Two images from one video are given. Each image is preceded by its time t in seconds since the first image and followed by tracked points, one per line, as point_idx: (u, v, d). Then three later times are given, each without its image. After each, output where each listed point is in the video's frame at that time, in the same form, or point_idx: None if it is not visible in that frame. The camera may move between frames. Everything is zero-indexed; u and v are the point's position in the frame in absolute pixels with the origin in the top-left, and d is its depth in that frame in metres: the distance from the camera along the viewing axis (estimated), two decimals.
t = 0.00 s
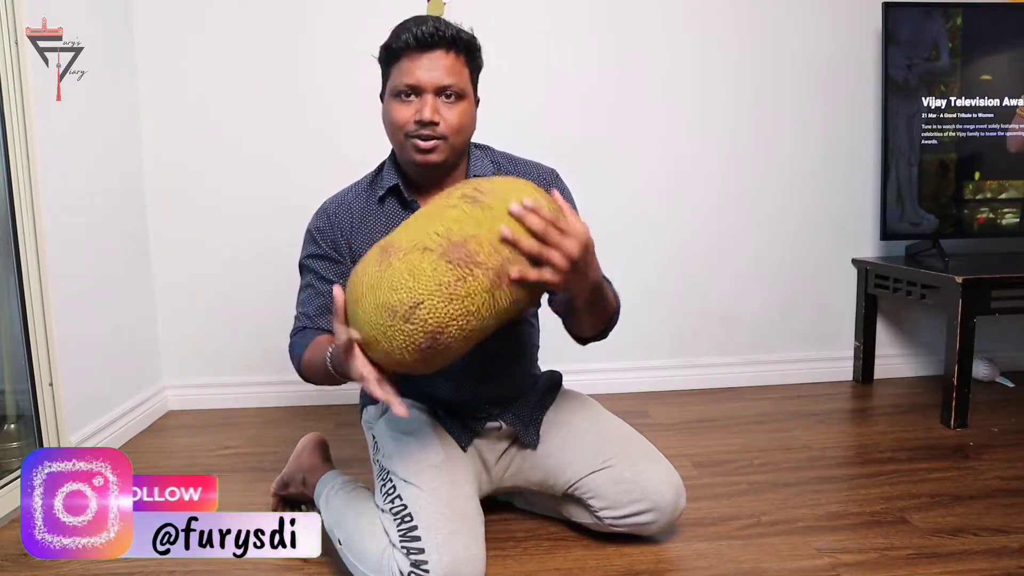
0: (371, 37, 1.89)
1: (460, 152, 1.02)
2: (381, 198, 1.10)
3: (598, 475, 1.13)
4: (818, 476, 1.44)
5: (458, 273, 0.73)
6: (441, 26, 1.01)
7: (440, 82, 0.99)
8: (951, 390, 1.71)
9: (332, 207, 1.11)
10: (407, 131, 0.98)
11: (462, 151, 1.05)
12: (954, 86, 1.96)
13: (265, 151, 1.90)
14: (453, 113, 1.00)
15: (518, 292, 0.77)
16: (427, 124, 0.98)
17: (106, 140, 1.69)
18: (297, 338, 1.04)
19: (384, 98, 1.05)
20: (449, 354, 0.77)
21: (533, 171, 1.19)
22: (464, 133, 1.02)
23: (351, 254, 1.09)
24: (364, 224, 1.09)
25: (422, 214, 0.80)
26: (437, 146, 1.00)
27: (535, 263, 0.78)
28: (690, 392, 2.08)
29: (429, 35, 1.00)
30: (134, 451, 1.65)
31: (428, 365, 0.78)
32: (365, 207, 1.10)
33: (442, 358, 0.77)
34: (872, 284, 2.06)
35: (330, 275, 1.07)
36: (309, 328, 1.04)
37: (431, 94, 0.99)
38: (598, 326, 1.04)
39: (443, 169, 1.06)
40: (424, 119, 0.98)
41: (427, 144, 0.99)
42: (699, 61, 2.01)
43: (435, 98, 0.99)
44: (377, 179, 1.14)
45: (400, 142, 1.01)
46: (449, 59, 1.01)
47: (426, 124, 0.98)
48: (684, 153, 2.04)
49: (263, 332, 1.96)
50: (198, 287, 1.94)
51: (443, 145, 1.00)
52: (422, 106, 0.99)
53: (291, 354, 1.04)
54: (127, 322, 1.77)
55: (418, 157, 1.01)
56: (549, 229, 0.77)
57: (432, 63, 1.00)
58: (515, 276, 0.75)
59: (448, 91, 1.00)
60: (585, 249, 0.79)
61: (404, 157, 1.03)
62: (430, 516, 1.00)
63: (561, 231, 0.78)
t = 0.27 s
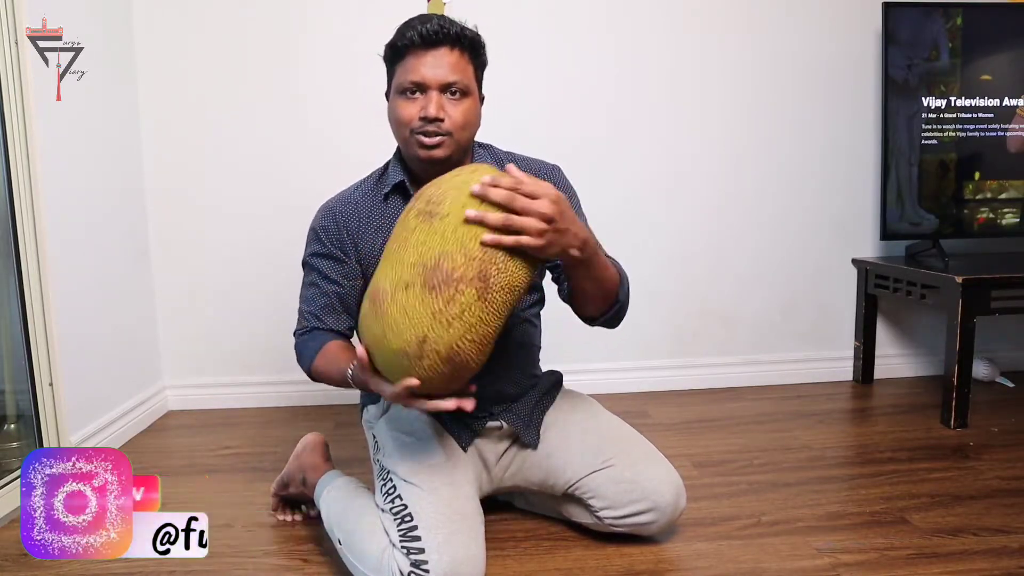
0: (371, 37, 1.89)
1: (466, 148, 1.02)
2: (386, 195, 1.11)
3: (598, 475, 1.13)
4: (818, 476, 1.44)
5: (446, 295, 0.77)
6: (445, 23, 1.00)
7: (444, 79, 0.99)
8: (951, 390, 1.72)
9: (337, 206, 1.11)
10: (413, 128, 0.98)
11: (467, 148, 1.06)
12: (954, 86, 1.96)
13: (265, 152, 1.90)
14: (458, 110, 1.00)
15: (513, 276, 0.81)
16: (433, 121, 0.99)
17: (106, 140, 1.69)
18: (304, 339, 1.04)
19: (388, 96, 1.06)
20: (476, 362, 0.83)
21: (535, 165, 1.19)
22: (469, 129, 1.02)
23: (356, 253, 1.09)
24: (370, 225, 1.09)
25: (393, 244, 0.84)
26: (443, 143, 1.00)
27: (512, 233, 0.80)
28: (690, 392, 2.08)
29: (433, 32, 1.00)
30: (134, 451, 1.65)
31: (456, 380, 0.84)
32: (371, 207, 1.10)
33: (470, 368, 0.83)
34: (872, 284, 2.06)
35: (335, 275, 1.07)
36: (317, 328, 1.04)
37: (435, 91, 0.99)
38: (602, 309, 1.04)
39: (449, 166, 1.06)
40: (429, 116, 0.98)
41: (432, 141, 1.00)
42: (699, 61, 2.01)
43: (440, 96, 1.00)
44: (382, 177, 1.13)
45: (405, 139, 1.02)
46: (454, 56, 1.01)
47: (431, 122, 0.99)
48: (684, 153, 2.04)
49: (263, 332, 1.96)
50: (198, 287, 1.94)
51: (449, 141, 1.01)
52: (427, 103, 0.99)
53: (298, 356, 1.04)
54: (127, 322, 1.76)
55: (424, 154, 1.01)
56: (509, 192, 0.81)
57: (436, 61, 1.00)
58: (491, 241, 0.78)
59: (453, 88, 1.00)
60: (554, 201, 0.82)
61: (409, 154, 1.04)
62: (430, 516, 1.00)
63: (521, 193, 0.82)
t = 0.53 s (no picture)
0: (372, 37, 1.89)
1: (471, 139, 1.02)
2: (386, 195, 1.10)
3: (598, 476, 1.13)
4: (818, 476, 1.44)
5: (438, 305, 0.77)
6: (450, 17, 1.01)
7: (449, 70, 1.00)
8: (951, 390, 1.72)
9: (339, 208, 1.11)
10: (419, 118, 0.99)
11: (470, 140, 1.06)
12: (954, 86, 1.96)
13: (265, 152, 1.90)
14: (463, 100, 1.01)
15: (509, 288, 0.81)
16: (439, 111, 0.99)
17: (106, 140, 1.69)
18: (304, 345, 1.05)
19: (390, 88, 1.05)
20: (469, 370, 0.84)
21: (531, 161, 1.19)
22: (474, 121, 1.03)
23: (358, 255, 1.08)
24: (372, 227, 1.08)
25: (382, 253, 0.84)
26: (449, 134, 1.01)
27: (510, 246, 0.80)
28: (690, 392, 2.08)
29: (439, 24, 1.00)
30: (134, 451, 1.65)
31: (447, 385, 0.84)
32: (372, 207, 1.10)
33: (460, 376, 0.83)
34: (872, 284, 2.06)
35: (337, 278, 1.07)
36: (319, 333, 1.05)
37: (441, 82, 1.00)
38: (595, 307, 1.04)
39: (452, 159, 1.07)
40: (436, 106, 0.98)
41: (438, 132, 1.00)
42: (699, 61, 2.01)
43: (445, 86, 1.00)
44: (383, 177, 1.13)
45: (409, 130, 1.01)
46: (458, 49, 1.02)
47: (438, 112, 0.99)
48: (684, 153, 2.04)
49: (263, 332, 1.96)
50: (198, 287, 1.94)
51: (454, 132, 1.01)
52: (432, 93, 0.99)
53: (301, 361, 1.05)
54: (128, 322, 1.76)
55: (428, 144, 1.01)
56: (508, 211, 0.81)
57: (441, 52, 1.00)
58: (487, 251, 0.78)
59: (457, 79, 1.01)
60: (559, 223, 0.83)
61: (412, 146, 1.03)
62: (430, 516, 1.00)
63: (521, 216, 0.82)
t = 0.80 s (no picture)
0: (372, 37, 1.89)
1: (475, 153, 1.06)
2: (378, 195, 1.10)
3: (596, 476, 1.13)
4: (818, 476, 1.44)
5: (475, 276, 0.78)
6: (460, 26, 1.01)
7: (463, 85, 1.01)
8: (951, 390, 1.72)
9: (327, 202, 1.12)
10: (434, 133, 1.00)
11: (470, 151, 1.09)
12: (954, 86, 1.96)
13: (265, 152, 1.90)
14: (474, 116, 1.03)
15: (534, 342, 0.83)
16: (453, 127, 1.01)
17: (106, 140, 1.69)
18: (281, 334, 1.06)
19: (395, 92, 1.04)
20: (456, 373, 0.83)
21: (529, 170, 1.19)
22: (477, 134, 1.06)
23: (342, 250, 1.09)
24: (356, 223, 1.09)
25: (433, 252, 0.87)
26: (460, 148, 1.03)
27: (559, 313, 0.83)
28: (690, 392, 2.08)
29: (455, 36, 1.00)
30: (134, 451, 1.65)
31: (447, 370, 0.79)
32: (358, 204, 1.10)
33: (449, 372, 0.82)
34: (872, 284, 2.06)
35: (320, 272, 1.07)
36: (296, 322, 1.05)
37: (455, 96, 1.01)
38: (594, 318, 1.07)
39: (453, 168, 1.09)
40: (453, 123, 1.00)
41: (450, 147, 1.02)
42: (699, 61, 2.01)
43: (457, 101, 1.01)
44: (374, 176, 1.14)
45: (419, 141, 1.02)
46: (468, 61, 1.03)
47: (452, 128, 1.01)
48: (684, 153, 2.04)
49: (263, 332, 1.96)
50: (198, 287, 1.94)
51: (464, 146, 1.04)
52: (448, 109, 1.00)
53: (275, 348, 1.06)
54: (128, 322, 1.76)
55: (438, 157, 1.03)
56: (573, 286, 0.85)
57: (455, 65, 1.01)
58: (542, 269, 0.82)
59: (469, 94, 1.03)
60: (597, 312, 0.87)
61: (418, 156, 1.05)
62: (429, 516, 1.00)
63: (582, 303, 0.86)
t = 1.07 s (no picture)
0: (372, 37, 1.89)
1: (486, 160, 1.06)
2: (385, 198, 1.09)
3: (597, 476, 1.13)
4: (818, 476, 1.44)
5: (430, 293, 0.83)
6: (480, 33, 1.00)
7: (481, 93, 1.01)
8: (951, 390, 1.71)
9: (334, 207, 1.10)
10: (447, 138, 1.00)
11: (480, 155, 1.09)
12: (954, 86, 1.96)
13: (264, 152, 1.90)
14: (488, 123, 1.03)
15: (518, 313, 0.82)
16: (468, 135, 1.01)
17: (106, 140, 1.69)
18: (296, 343, 1.07)
19: (411, 93, 1.03)
20: (469, 397, 0.82)
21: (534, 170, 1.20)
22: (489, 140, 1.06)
23: (351, 256, 1.08)
24: (366, 229, 1.08)
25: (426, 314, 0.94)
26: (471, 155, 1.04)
27: (525, 276, 0.83)
28: (690, 392, 2.08)
29: (478, 45, 0.99)
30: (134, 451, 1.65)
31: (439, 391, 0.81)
32: (367, 209, 1.09)
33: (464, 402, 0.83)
34: (872, 284, 2.06)
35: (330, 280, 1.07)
36: (312, 336, 1.06)
37: (472, 104, 1.01)
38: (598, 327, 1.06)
39: (462, 172, 1.09)
40: (468, 131, 1.00)
41: (462, 154, 1.02)
42: (699, 61, 2.01)
43: (474, 108, 1.01)
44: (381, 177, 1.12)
45: (432, 145, 1.02)
46: (487, 70, 1.02)
47: (467, 136, 1.01)
48: (683, 152, 2.04)
49: (262, 332, 1.96)
50: (198, 287, 1.94)
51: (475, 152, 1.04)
52: (464, 117, 1.00)
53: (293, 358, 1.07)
54: (127, 322, 1.76)
55: (450, 162, 1.03)
56: (529, 253, 0.87)
57: (475, 73, 1.00)
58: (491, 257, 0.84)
59: (485, 103, 1.02)
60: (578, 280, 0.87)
61: (430, 158, 1.05)
62: (430, 516, 1.00)
63: (545, 263, 0.87)
